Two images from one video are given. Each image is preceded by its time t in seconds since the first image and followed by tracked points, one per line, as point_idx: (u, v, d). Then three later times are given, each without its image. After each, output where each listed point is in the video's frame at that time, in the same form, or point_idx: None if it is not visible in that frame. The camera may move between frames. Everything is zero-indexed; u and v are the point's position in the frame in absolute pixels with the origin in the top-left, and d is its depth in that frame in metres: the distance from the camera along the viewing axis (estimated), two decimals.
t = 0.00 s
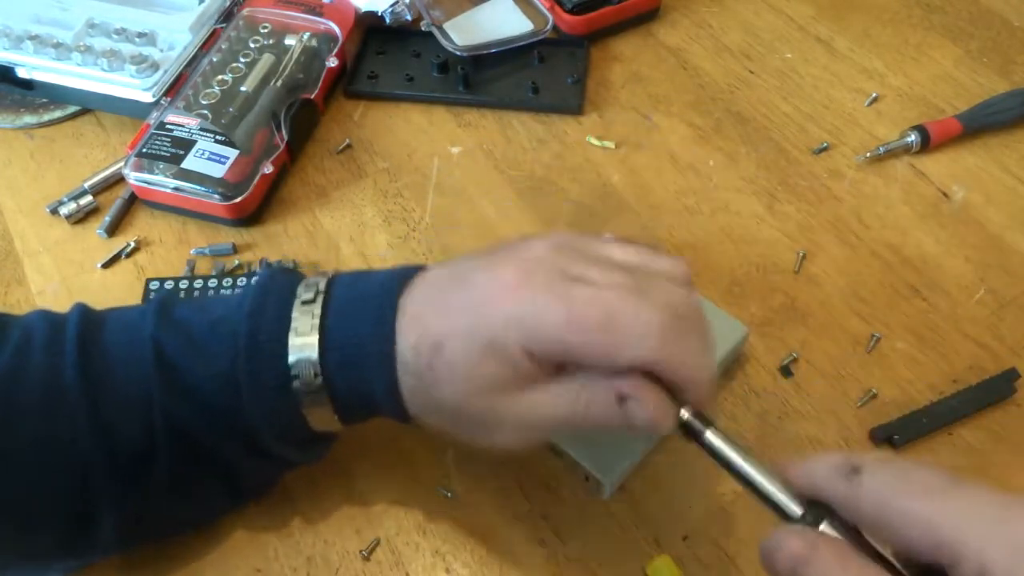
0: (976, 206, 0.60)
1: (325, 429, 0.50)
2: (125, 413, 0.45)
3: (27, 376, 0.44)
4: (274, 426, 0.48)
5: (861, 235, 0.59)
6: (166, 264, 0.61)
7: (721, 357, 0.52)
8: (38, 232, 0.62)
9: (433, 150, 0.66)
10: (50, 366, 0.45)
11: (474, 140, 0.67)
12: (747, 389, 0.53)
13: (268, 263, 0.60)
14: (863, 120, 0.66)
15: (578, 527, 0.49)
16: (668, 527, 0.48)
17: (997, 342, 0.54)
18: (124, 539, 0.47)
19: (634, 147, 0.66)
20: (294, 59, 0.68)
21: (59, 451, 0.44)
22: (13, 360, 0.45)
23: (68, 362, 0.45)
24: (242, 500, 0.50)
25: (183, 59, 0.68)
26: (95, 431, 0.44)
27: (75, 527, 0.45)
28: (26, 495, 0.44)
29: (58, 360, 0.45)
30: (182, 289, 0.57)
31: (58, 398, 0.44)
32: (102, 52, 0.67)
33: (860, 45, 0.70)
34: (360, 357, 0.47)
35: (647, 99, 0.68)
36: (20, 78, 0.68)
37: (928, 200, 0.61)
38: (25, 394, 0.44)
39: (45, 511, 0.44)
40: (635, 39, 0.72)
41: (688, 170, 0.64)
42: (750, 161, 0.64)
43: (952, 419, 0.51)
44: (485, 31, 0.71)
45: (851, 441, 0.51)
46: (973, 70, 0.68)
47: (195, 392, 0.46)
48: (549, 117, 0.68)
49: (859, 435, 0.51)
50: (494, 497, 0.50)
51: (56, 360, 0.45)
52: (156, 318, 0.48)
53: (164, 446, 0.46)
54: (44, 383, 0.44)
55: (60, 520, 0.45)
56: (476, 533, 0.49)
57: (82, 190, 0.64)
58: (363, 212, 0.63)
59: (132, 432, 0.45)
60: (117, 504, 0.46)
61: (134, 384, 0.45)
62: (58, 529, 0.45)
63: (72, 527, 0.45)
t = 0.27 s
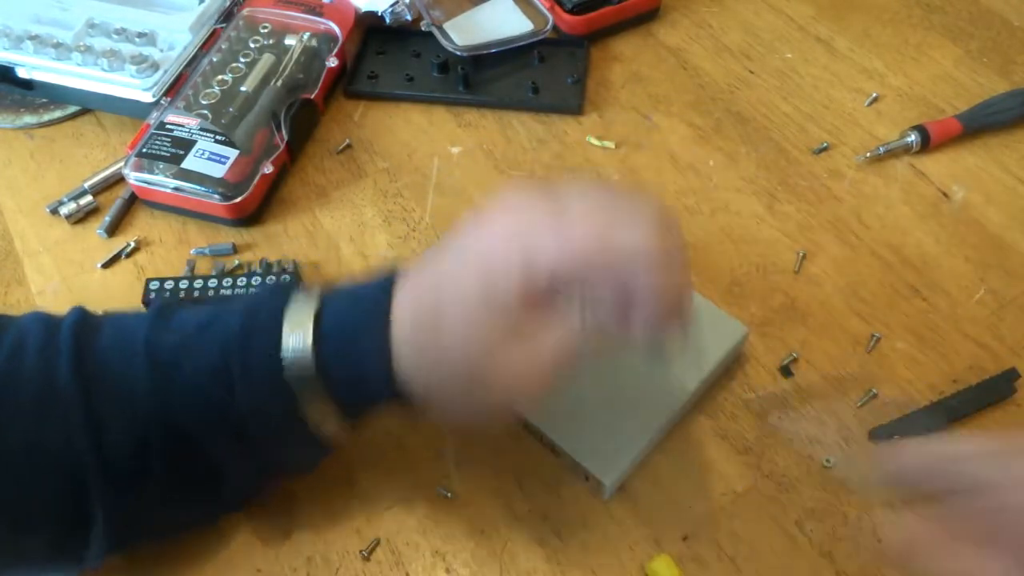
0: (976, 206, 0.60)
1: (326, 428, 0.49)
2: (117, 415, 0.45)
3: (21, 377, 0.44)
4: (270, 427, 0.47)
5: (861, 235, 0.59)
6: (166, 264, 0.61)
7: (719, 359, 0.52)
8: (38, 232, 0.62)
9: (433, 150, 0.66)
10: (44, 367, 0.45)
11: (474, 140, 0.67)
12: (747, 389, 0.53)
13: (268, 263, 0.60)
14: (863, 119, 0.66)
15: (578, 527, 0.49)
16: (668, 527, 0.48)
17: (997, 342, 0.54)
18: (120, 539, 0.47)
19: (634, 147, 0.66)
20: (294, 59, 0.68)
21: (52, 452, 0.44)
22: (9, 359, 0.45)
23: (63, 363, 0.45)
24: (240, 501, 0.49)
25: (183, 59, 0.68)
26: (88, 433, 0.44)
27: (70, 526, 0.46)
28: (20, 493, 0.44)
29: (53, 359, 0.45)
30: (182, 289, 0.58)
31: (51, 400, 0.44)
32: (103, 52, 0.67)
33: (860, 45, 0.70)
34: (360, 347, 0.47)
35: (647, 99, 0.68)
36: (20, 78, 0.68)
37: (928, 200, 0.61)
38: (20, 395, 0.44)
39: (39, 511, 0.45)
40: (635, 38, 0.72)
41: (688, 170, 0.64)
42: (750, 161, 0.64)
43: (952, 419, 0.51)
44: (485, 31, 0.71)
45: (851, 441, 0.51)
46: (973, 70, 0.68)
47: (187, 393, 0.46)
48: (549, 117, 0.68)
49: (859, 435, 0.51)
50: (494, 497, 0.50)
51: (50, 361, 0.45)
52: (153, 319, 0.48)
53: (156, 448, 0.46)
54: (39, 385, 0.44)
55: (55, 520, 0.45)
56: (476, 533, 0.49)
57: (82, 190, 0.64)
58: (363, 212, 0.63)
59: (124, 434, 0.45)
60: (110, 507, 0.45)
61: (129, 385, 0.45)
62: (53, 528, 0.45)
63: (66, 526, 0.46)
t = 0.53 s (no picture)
0: (976, 206, 0.60)
1: (330, 360, 0.52)
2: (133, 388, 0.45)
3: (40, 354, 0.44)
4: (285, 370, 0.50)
5: (861, 234, 0.59)
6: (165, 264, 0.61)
7: (719, 358, 0.52)
8: (38, 232, 0.62)
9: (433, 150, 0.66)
10: (62, 340, 0.44)
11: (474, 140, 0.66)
12: (747, 389, 0.53)
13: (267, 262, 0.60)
14: (863, 119, 0.66)
15: (578, 527, 0.49)
16: (668, 527, 0.48)
17: (997, 342, 0.54)
18: (140, 504, 0.48)
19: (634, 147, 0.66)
20: (294, 59, 0.68)
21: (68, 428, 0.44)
22: (15, 339, 0.44)
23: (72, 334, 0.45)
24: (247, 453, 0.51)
25: (183, 59, 0.68)
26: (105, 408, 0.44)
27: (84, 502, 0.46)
28: (35, 473, 0.43)
29: (70, 331, 0.45)
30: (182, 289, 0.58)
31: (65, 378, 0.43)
32: (103, 52, 0.67)
33: (860, 46, 0.70)
34: (375, 285, 0.49)
35: (647, 98, 0.68)
36: (20, 78, 0.68)
37: (928, 200, 0.61)
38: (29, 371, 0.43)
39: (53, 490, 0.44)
40: (635, 38, 0.72)
41: (688, 170, 0.64)
42: (750, 161, 0.64)
43: (952, 419, 0.50)
44: (485, 31, 0.71)
45: (851, 441, 0.51)
46: (973, 70, 0.68)
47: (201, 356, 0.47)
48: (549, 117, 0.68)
49: (859, 436, 0.51)
50: (494, 497, 0.50)
51: (60, 332, 0.44)
52: (158, 281, 0.48)
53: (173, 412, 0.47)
54: (53, 358, 0.44)
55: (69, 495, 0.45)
56: (476, 533, 0.49)
57: (82, 190, 0.64)
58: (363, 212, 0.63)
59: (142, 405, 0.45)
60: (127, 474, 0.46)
61: (144, 351, 0.45)
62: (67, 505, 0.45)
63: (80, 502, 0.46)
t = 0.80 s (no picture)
0: (976, 206, 0.60)
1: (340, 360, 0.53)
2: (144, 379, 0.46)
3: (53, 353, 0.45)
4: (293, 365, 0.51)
5: (861, 235, 0.59)
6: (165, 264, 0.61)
7: (719, 359, 0.52)
8: (38, 232, 0.62)
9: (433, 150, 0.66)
10: (75, 341, 0.46)
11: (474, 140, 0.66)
12: (747, 389, 0.53)
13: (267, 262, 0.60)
14: (863, 119, 0.66)
15: (578, 527, 0.49)
16: (668, 527, 0.48)
17: (997, 342, 0.54)
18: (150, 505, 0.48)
19: (635, 147, 0.66)
20: (294, 59, 0.68)
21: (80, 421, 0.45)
22: (26, 343, 0.45)
23: (83, 336, 0.46)
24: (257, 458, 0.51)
25: (183, 59, 0.68)
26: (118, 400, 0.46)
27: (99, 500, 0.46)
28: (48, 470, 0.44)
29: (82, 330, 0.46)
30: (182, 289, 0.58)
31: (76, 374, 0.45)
32: (103, 52, 0.67)
33: (860, 46, 0.70)
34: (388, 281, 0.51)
35: (647, 98, 0.68)
36: (20, 78, 0.68)
37: (928, 200, 0.61)
38: (41, 374, 0.45)
39: (63, 489, 0.45)
40: (635, 38, 0.72)
41: (688, 170, 0.64)
42: (750, 161, 0.64)
43: (952, 419, 0.50)
44: (485, 31, 0.71)
45: (851, 441, 0.51)
46: (973, 70, 0.68)
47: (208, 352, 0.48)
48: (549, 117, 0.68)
49: (859, 436, 0.51)
50: (494, 497, 0.50)
51: (71, 335, 0.46)
52: (166, 283, 0.49)
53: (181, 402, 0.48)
54: (69, 359, 0.45)
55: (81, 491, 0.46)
56: (476, 533, 0.49)
57: (82, 190, 0.64)
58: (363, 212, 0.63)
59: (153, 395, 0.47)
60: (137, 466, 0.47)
61: (155, 348, 0.47)
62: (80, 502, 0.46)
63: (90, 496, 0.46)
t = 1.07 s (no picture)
0: (976, 206, 0.60)
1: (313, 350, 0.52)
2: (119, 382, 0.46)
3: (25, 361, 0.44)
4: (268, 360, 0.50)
5: (861, 234, 0.59)
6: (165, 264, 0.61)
7: (719, 358, 0.52)
8: (38, 232, 0.62)
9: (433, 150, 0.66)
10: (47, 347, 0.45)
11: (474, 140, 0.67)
12: (747, 389, 0.53)
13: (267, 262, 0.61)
14: (863, 119, 0.66)
15: (578, 527, 0.49)
16: (668, 527, 0.48)
17: (997, 342, 0.54)
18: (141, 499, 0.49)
19: (634, 147, 0.66)
20: (295, 59, 0.68)
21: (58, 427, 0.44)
22: None
23: (55, 341, 0.45)
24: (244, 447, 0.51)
25: (183, 59, 0.68)
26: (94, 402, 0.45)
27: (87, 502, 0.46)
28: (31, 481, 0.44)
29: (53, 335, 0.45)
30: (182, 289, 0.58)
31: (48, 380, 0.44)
32: (102, 52, 0.67)
33: (860, 46, 0.70)
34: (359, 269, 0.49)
35: (647, 98, 0.68)
36: (20, 78, 0.68)
37: (928, 200, 0.61)
38: (16, 382, 0.44)
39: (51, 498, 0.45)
40: (635, 38, 0.72)
41: (688, 170, 0.64)
42: (750, 161, 0.64)
43: (951, 419, 0.50)
44: (485, 31, 0.71)
45: (851, 441, 0.51)
46: (973, 70, 0.68)
47: (184, 351, 0.47)
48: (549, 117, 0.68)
49: (859, 436, 0.51)
50: (494, 497, 0.50)
51: (43, 340, 0.45)
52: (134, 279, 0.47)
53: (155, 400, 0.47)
54: (43, 365, 0.44)
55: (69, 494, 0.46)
56: (476, 533, 0.49)
57: (82, 190, 0.64)
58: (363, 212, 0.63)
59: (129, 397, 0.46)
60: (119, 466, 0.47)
61: (127, 351, 0.46)
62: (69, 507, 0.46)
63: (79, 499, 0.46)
